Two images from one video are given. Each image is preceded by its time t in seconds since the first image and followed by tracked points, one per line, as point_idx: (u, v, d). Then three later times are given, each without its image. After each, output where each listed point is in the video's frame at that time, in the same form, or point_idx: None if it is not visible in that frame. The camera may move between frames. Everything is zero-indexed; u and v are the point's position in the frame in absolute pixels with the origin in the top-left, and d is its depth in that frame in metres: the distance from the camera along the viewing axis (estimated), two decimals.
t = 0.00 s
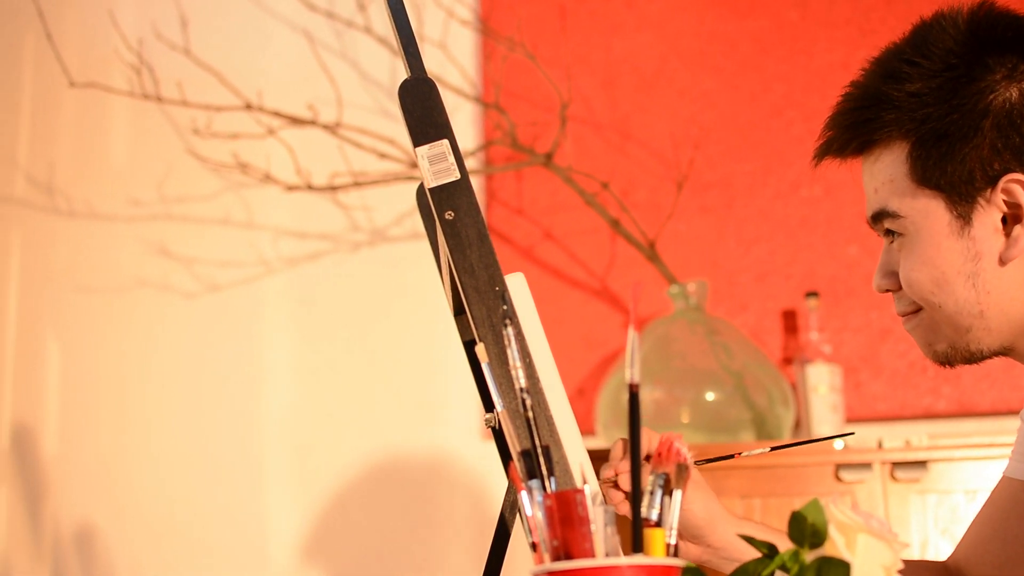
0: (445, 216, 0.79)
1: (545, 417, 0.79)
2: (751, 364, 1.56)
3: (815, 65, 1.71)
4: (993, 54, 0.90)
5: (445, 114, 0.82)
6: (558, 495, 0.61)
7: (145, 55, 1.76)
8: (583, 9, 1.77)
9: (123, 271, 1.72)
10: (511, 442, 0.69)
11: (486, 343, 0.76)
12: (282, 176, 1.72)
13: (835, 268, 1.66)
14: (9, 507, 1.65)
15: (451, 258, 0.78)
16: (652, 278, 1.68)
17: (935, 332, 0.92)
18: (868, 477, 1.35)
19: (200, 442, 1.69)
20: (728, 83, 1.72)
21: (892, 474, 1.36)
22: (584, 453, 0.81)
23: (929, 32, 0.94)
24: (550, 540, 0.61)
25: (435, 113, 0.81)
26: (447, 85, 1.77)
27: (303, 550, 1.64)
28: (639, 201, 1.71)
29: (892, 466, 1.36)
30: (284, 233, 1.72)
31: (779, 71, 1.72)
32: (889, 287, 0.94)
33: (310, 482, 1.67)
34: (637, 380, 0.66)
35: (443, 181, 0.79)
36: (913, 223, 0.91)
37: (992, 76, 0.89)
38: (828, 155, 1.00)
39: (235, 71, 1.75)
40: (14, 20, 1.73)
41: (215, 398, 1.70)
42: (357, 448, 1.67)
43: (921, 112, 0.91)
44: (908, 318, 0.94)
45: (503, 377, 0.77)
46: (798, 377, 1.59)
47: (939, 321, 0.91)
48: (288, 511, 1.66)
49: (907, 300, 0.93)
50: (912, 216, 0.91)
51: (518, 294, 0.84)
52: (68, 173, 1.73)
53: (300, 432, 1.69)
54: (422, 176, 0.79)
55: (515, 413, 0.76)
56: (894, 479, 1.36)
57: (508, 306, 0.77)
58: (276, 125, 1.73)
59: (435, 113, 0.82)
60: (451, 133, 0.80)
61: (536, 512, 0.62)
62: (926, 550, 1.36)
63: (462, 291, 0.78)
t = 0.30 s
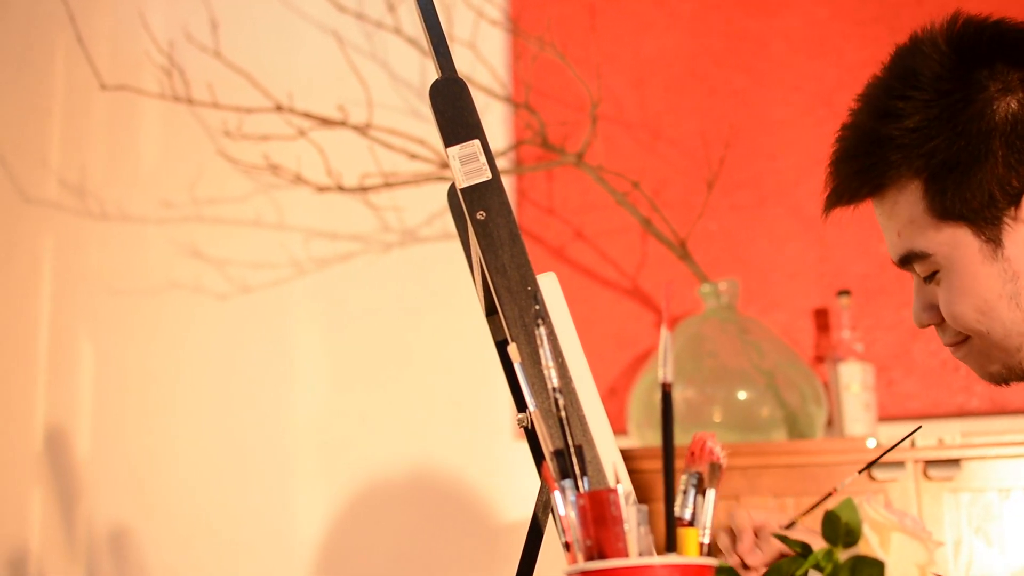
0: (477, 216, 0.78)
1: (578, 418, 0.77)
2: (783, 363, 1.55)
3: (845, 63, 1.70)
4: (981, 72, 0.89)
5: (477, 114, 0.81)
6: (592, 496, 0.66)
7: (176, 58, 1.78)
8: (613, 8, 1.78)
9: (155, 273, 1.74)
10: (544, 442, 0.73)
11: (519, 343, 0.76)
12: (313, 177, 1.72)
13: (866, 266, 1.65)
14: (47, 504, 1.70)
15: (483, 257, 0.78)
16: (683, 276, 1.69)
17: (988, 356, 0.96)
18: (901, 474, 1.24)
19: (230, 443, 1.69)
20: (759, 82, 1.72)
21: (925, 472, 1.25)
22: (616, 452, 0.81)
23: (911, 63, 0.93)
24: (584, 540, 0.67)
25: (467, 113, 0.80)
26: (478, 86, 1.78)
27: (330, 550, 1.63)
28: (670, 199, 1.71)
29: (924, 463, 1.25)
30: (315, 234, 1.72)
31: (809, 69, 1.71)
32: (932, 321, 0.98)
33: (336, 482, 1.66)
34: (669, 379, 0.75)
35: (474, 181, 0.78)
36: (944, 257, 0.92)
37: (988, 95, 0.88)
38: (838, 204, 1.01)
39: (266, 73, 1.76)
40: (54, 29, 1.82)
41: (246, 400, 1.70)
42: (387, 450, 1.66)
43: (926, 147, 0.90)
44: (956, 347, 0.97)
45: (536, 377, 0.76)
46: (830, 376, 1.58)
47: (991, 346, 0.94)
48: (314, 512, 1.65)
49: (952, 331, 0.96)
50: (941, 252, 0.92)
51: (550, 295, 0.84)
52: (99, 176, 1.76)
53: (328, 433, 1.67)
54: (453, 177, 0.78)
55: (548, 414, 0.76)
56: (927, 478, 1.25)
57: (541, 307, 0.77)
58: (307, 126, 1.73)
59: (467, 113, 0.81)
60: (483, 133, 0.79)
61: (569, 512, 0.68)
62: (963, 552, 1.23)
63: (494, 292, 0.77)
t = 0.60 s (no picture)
0: (507, 216, 0.80)
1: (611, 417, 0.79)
2: (814, 362, 1.54)
3: (875, 61, 1.70)
4: (984, 90, 0.83)
5: (506, 114, 0.83)
6: (625, 495, 0.67)
7: (205, 60, 1.79)
8: (642, 7, 1.77)
9: (186, 275, 1.74)
10: (575, 441, 0.74)
11: (550, 343, 0.78)
12: (343, 178, 1.73)
13: (896, 264, 1.65)
14: (79, 504, 1.71)
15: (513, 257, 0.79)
16: (713, 276, 1.68)
17: None
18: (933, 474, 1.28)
19: (261, 444, 1.69)
20: (788, 81, 1.72)
21: (957, 470, 1.24)
22: (649, 451, 0.82)
23: (913, 91, 0.86)
24: (617, 539, 0.68)
25: (496, 114, 0.82)
26: (507, 86, 1.79)
27: (359, 549, 1.63)
28: (699, 199, 1.71)
29: (956, 461, 1.25)
30: (345, 235, 1.72)
31: (838, 67, 1.71)
32: (967, 342, 0.91)
33: (365, 482, 1.66)
34: (701, 380, 0.77)
35: (505, 181, 0.80)
36: (971, 280, 0.86)
37: (994, 113, 0.82)
38: (856, 243, 0.93)
39: (295, 75, 1.76)
40: (86, 33, 1.85)
41: (277, 401, 1.70)
42: (417, 450, 1.66)
43: (940, 175, 0.83)
44: (995, 365, 0.92)
45: (567, 377, 0.78)
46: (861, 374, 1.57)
47: None
48: (343, 512, 1.65)
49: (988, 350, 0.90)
50: (967, 276, 0.85)
51: (581, 293, 0.85)
52: (130, 178, 1.78)
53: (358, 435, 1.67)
54: (484, 176, 0.80)
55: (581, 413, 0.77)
56: (959, 475, 1.24)
57: (571, 306, 0.78)
58: (336, 127, 1.74)
59: (497, 114, 0.83)
60: (512, 133, 0.81)
61: (602, 511, 0.69)
62: (994, 551, 1.22)
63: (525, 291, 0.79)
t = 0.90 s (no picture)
0: (531, 216, 0.81)
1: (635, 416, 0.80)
2: (838, 360, 1.53)
3: (898, 58, 1.69)
4: (999, 94, 0.82)
5: (529, 115, 0.84)
6: (648, 495, 0.68)
7: (227, 61, 1.79)
8: (664, 6, 1.77)
9: (209, 276, 1.75)
10: (599, 442, 0.76)
11: (573, 342, 0.79)
12: (366, 179, 1.73)
13: (919, 263, 1.64)
14: (104, 505, 1.72)
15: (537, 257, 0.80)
16: (737, 275, 1.68)
17: None
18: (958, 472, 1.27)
19: (285, 445, 1.69)
20: (810, 79, 1.71)
21: (981, 468, 1.24)
22: (672, 451, 0.82)
23: (928, 97, 0.86)
24: (640, 538, 0.69)
25: (520, 113, 0.83)
26: (530, 86, 1.79)
27: (384, 548, 1.63)
28: (722, 197, 1.71)
29: (980, 459, 1.25)
30: (368, 235, 1.72)
31: (861, 66, 1.70)
32: (993, 347, 0.92)
33: (388, 480, 1.66)
34: (725, 378, 0.79)
35: (528, 180, 0.81)
36: (995, 286, 0.86)
37: (1011, 117, 0.81)
38: (878, 251, 0.92)
39: (318, 76, 1.76)
40: (109, 35, 1.85)
41: (301, 402, 1.70)
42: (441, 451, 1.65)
43: (959, 182, 0.83)
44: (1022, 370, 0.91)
45: (591, 377, 0.80)
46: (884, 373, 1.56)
47: None
48: (367, 512, 1.65)
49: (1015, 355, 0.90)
50: (991, 281, 0.86)
51: (604, 292, 0.86)
52: (153, 180, 1.78)
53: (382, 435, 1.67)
54: (507, 176, 0.81)
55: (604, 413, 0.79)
56: (983, 474, 1.24)
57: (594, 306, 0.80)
58: (359, 127, 1.74)
59: (520, 114, 0.84)
60: (535, 132, 0.82)
61: (625, 510, 0.70)
62: (1020, 551, 1.21)
63: (549, 292, 0.80)
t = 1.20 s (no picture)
0: (552, 216, 0.80)
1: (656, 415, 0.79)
2: (860, 359, 1.53)
3: (918, 56, 1.69)
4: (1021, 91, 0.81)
5: (551, 114, 0.82)
6: (672, 495, 0.71)
7: (248, 62, 1.80)
8: (684, 5, 1.77)
9: (231, 277, 1.75)
10: (622, 442, 0.77)
11: (596, 342, 0.78)
12: (387, 179, 1.73)
13: (941, 261, 1.64)
14: (127, 506, 1.72)
15: (558, 257, 0.79)
16: (758, 274, 1.67)
17: None
18: (981, 471, 1.27)
19: (307, 445, 1.70)
20: (831, 77, 1.71)
21: (1004, 467, 1.25)
22: (694, 451, 0.84)
23: (949, 96, 0.85)
24: (664, 538, 0.71)
25: (540, 113, 0.82)
26: (550, 85, 1.79)
27: (405, 548, 1.63)
28: (743, 196, 1.71)
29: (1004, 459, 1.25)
30: (389, 236, 1.72)
31: (882, 64, 1.70)
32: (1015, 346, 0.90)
33: (410, 481, 1.66)
34: (747, 378, 0.84)
35: (549, 180, 0.79)
36: (1018, 284, 0.85)
37: None
38: (901, 249, 0.92)
39: (337, 76, 1.77)
40: (130, 38, 1.86)
41: (322, 402, 1.70)
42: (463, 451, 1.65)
43: (979, 179, 0.82)
44: None
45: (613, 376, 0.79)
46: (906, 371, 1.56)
47: None
48: (388, 512, 1.65)
49: None
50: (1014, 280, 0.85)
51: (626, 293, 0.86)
52: (174, 181, 1.79)
53: (403, 435, 1.67)
54: (528, 176, 0.80)
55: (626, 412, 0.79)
56: (1006, 472, 1.24)
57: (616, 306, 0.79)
58: (380, 128, 1.74)
59: (541, 114, 0.82)
60: (557, 133, 0.81)
61: (649, 510, 0.73)
62: None
63: (571, 292, 0.79)
